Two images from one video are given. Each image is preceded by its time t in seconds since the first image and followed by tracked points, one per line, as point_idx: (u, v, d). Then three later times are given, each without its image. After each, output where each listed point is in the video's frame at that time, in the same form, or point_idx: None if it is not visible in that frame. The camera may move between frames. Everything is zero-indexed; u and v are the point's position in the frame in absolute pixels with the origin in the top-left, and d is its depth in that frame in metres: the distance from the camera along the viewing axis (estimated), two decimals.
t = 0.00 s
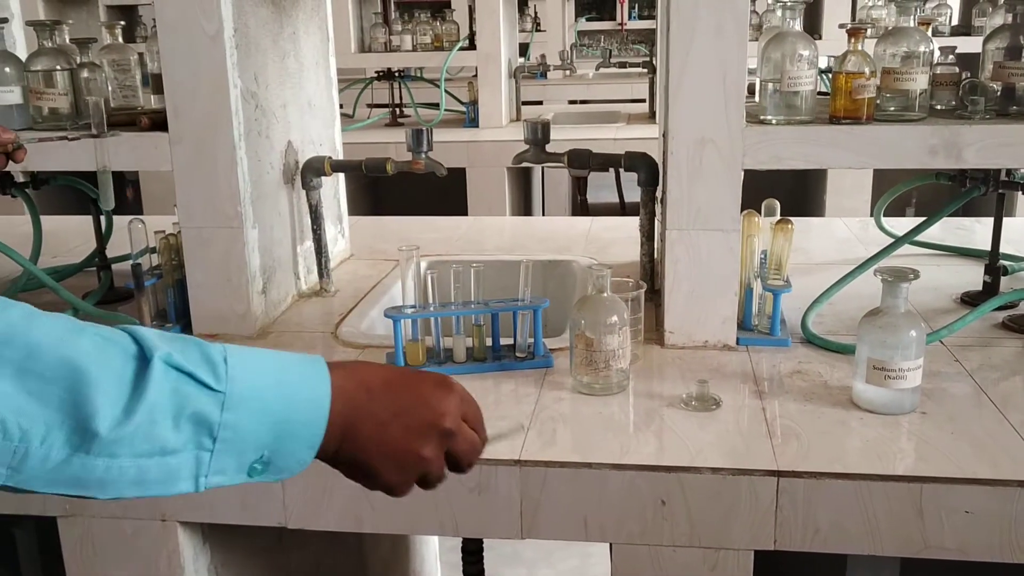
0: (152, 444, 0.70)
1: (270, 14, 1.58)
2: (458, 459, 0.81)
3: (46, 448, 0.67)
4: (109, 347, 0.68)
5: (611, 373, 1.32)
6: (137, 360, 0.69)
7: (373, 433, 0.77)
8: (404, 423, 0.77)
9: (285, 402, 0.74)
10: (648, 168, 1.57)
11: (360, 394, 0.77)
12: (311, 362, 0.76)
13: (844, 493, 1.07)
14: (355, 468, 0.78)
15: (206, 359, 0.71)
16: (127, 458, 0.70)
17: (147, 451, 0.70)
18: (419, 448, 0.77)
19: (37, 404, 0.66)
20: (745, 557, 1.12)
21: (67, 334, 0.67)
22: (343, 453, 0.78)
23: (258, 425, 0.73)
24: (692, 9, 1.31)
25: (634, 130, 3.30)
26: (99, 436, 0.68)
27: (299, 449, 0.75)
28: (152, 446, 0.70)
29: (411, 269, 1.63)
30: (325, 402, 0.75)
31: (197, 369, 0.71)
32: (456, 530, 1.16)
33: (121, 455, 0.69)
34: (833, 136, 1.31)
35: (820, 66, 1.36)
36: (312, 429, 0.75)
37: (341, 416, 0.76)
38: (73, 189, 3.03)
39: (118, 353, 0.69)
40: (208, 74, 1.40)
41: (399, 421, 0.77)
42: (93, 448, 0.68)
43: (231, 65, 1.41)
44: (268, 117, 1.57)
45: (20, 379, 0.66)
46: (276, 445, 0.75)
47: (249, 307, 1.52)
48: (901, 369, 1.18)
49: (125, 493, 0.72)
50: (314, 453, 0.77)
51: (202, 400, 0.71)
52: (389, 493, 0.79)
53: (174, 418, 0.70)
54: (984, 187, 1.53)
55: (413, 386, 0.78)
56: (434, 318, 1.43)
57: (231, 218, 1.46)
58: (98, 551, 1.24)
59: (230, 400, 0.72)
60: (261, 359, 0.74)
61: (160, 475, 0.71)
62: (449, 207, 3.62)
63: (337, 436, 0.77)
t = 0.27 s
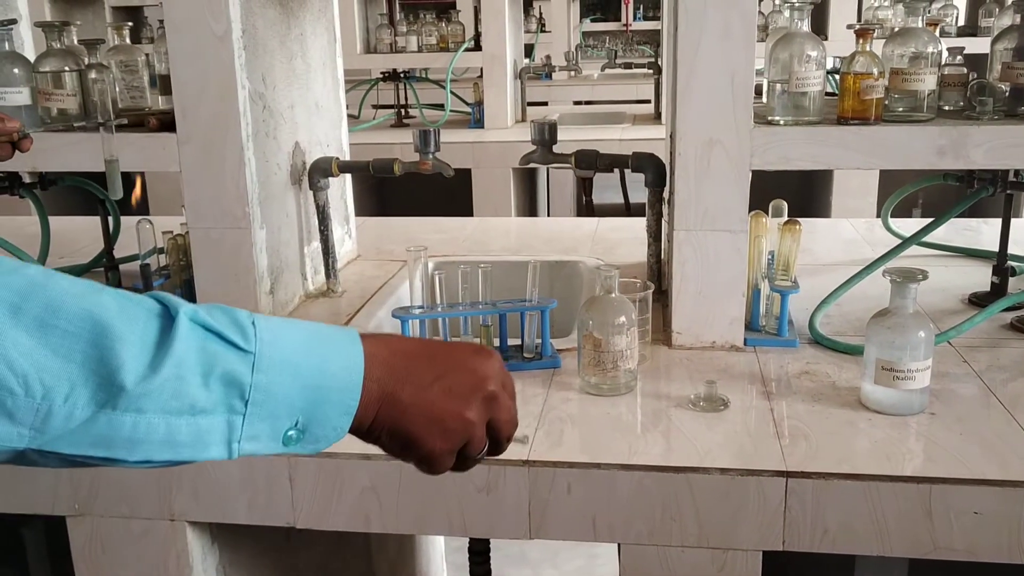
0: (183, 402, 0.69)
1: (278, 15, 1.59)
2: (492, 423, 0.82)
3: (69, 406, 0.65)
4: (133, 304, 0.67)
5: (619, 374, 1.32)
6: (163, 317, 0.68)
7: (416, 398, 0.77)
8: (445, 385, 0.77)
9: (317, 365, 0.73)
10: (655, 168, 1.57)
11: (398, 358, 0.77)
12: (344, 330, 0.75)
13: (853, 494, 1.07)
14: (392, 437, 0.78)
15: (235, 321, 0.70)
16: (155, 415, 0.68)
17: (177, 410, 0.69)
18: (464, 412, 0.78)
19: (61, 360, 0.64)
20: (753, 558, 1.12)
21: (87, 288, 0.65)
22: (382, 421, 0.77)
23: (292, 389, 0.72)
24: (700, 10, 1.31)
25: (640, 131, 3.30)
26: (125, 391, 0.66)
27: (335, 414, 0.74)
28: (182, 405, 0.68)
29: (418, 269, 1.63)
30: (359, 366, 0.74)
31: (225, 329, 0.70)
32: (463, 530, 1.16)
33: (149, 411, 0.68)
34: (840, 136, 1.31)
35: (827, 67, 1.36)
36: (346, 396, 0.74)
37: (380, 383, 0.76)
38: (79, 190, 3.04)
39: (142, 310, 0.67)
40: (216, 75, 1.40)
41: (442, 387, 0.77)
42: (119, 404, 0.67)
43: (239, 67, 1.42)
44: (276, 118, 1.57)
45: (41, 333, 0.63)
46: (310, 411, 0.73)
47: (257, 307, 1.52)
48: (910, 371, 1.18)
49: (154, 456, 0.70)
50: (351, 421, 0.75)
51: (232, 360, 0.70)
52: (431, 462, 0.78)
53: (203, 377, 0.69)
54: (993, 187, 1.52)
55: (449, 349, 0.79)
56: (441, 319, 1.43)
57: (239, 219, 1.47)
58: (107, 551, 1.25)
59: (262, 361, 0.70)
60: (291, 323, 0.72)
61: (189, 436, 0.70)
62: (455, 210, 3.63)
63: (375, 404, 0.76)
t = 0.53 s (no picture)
0: (192, 391, 0.70)
1: (282, 15, 1.59)
2: (504, 408, 0.83)
3: (77, 397, 0.66)
4: (139, 292, 0.68)
5: (623, 375, 1.32)
6: (169, 304, 0.70)
7: (429, 382, 0.78)
8: (458, 370, 0.79)
9: (326, 349, 0.74)
10: (658, 168, 1.57)
11: (410, 341, 0.78)
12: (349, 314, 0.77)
13: (858, 494, 1.07)
14: (404, 420, 0.79)
15: (241, 306, 0.72)
16: (165, 405, 0.69)
17: (186, 399, 0.70)
18: (476, 398, 0.79)
19: (68, 351, 0.66)
20: (757, 558, 1.12)
21: (92, 277, 0.66)
22: (394, 405, 0.78)
23: (302, 374, 0.73)
24: (704, 10, 1.31)
25: (643, 131, 3.30)
26: (134, 381, 0.67)
27: (346, 399, 0.76)
28: (191, 393, 0.70)
29: (422, 269, 1.63)
30: (370, 350, 0.76)
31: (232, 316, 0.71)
32: (468, 531, 1.16)
33: (158, 402, 0.69)
34: (844, 137, 1.31)
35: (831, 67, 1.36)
36: (357, 380, 0.75)
37: (391, 367, 0.77)
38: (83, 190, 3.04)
39: (148, 299, 0.69)
40: (221, 75, 1.41)
41: (454, 371, 0.79)
42: (128, 394, 0.68)
43: (243, 67, 1.42)
44: (280, 118, 1.57)
45: (48, 324, 0.65)
46: (320, 397, 0.75)
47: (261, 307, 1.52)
48: (914, 371, 1.18)
49: (165, 447, 0.71)
50: (362, 407, 0.77)
51: (241, 346, 0.71)
52: (444, 445, 0.80)
53: (211, 364, 0.70)
54: (997, 188, 1.52)
55: (462, 334, 0.80)
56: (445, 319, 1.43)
57: (244, 219, 1.47)
58: (111, 550, 1.25)
59: (271, 347, 0.72)
60: (297, 308, 0.74)
61: (200, 426, 0.71)
62: (456, 209, 3.61)
63: (388, 387, 0.77)
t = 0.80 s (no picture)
0: (196, 399, 0.69)
1: (283, 15, 1.59)
2: (506, 413, 0.83)
3: (82, 406, 0.66)
4: (143, 299, 0.68)
5: (624, 374, 1.32)
6: (174, 311, 0.69)
7: (433, 387, 0.78)
8: (462, 375, 0.78)
9: (331, 354, 0.74)
10: (659, 168, 1.57)
11: (415, 345, 0.77)
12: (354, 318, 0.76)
13: (859, 494, 1.07)
14: (407, 423, 0.79)
15: (246, 313, 0.71)
16: (169, 413, 0.69)
17: (191, 407, 0.70)
18: (479, 403, 0.79)
19: (72, 360, 0.65)
20: (758, 558, 1.12)
21: (96, 284, 0.66)
22: (398, 408, 0.78)
23: (307, 380, 0.73)
24: (706, 9, 1.30)
25: (643, 131, 3.30)
26: (138, 390, 0.67)
27: (351, 404, 0.75)
28: (195, 401, 0.69)
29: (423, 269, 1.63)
30: (375, 355, 0.75)
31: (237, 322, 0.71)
32: (469, 530, 1.16)
33: (163, 411, 0.69)
34: (845, 137, 1.31)
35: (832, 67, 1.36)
36: (362, 385, 0.75)
37: (395, 370, 0.77)
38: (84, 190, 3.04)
39: (152, 305, 0.68)
40: (222, 75, 1.41)
41: (461, 377, 0.78)
42: (133, 402, 0.68)
43: (244, 66, 1.42)
44: (280, 118, 1.57)
45: (52, 333, 0.64)
46: (325, 403, 0.74)
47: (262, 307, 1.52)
48: (915, 370, 1.18)
49: (168, 454, 0.71)
50: (366, 411, 0.76)
51: (246, 353, 0.71)
52: (446, 450, 0.80)
53: (216, 371, 0.70)
54: (998, 188, 1.51)
55: (466, 338, 0.80)
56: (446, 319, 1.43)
57: (245, 219, 1.47)
58: (112, 550, 1.25)
59: (276, 353, 0.71)
60: (302, 314, 0.73)
61: (204, 434, 0.71)
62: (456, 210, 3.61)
63: (392, 391, 0.77)
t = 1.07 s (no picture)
0: (198, 399, 0.71)
1: (284, 15, 1.59)
2: (508, 408, 0.82)
3: (86, 407, 0.68)
4: (144, 300, 0.69)
5: (625, 374, 1.32)
6: (175, 312, 0.70)
7: (431, 382, 0.78)
8: (460, 370, 0.78)
9: (330, 352, 0.75)
10: (659, 168, 1.57)
11: (412, 341, 0.78)
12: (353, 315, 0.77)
13: (859, 493, 1.07)
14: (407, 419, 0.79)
15: (246, 312, 0.72)
16: (172, 413, 0.71)
17: (192, 407, 0.71)
18: (478, 398, 0.78)
19: (76, 362, 0.67)
20: (758, 558, 1.12)
21: (98, 287, 0.67)
22: (397, 403, 0.78)
23: (307, 378, 0.74)
24: (706, 9, 1.31)
25: (644, 131, 3.30)
26: (140, 391, 0.68)
27: (350, 401, 0.76)
28: (197, 401, 0.71)
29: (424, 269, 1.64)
30: (373, 352, 0.76)
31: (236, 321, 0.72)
32: (469, 530, 1.17)
33: (165, 411, 0.70)
34: (846, 136, 1.31)
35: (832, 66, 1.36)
36: (361, 381, 0.76)
37: (393, 366, 0.77)
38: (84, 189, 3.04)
39: (153, 306, 0.69)
40: (223, 75, 1.41)
41: (458, 372, 0.78)
42: (135, 403, 0.69)
43: (245, 66, 1.42)
44: (281, 117, 1.57)
45: (55, 335, 0.66)
46: (325, 399, 0.75)
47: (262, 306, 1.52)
48: (915, 370, 1.18)
49: (171, 453, 0.72)
50: (365, 407, 0.77)
51: (246, 352, 0.72)
52: (446, 445, 0.79)
53: (217, 371, 0.71)
54: (998, 187, 1.51)
55: (465, 334, 0.79)
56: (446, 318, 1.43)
57: (245, 218, 1.47)
58: (113, 549, 1.25)
59: (275, 352, 0.73)
60: (302, 312, 0.74)
61: (206, 432, 0.72)
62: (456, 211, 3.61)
63: (390, 387, 0.77)
